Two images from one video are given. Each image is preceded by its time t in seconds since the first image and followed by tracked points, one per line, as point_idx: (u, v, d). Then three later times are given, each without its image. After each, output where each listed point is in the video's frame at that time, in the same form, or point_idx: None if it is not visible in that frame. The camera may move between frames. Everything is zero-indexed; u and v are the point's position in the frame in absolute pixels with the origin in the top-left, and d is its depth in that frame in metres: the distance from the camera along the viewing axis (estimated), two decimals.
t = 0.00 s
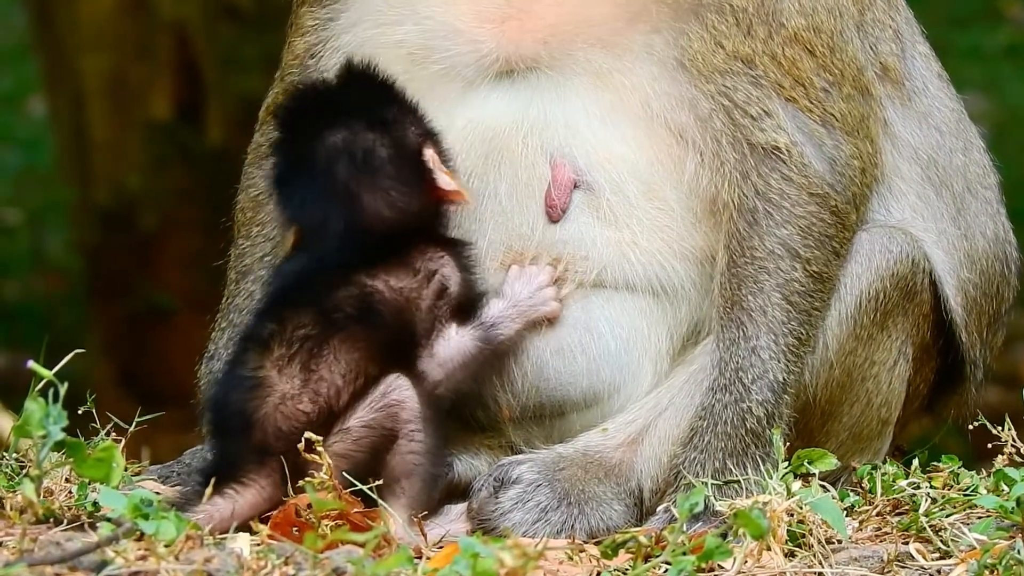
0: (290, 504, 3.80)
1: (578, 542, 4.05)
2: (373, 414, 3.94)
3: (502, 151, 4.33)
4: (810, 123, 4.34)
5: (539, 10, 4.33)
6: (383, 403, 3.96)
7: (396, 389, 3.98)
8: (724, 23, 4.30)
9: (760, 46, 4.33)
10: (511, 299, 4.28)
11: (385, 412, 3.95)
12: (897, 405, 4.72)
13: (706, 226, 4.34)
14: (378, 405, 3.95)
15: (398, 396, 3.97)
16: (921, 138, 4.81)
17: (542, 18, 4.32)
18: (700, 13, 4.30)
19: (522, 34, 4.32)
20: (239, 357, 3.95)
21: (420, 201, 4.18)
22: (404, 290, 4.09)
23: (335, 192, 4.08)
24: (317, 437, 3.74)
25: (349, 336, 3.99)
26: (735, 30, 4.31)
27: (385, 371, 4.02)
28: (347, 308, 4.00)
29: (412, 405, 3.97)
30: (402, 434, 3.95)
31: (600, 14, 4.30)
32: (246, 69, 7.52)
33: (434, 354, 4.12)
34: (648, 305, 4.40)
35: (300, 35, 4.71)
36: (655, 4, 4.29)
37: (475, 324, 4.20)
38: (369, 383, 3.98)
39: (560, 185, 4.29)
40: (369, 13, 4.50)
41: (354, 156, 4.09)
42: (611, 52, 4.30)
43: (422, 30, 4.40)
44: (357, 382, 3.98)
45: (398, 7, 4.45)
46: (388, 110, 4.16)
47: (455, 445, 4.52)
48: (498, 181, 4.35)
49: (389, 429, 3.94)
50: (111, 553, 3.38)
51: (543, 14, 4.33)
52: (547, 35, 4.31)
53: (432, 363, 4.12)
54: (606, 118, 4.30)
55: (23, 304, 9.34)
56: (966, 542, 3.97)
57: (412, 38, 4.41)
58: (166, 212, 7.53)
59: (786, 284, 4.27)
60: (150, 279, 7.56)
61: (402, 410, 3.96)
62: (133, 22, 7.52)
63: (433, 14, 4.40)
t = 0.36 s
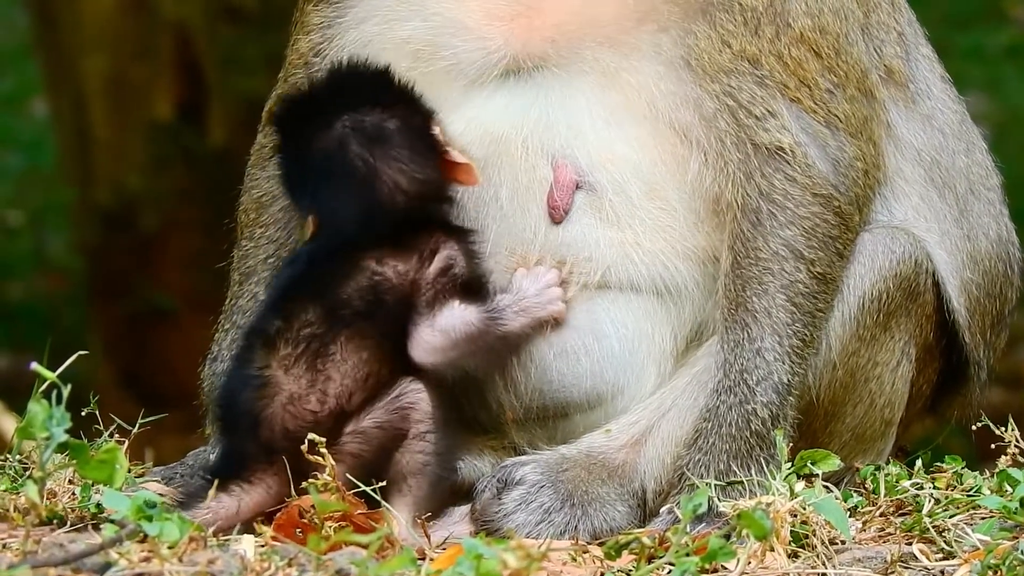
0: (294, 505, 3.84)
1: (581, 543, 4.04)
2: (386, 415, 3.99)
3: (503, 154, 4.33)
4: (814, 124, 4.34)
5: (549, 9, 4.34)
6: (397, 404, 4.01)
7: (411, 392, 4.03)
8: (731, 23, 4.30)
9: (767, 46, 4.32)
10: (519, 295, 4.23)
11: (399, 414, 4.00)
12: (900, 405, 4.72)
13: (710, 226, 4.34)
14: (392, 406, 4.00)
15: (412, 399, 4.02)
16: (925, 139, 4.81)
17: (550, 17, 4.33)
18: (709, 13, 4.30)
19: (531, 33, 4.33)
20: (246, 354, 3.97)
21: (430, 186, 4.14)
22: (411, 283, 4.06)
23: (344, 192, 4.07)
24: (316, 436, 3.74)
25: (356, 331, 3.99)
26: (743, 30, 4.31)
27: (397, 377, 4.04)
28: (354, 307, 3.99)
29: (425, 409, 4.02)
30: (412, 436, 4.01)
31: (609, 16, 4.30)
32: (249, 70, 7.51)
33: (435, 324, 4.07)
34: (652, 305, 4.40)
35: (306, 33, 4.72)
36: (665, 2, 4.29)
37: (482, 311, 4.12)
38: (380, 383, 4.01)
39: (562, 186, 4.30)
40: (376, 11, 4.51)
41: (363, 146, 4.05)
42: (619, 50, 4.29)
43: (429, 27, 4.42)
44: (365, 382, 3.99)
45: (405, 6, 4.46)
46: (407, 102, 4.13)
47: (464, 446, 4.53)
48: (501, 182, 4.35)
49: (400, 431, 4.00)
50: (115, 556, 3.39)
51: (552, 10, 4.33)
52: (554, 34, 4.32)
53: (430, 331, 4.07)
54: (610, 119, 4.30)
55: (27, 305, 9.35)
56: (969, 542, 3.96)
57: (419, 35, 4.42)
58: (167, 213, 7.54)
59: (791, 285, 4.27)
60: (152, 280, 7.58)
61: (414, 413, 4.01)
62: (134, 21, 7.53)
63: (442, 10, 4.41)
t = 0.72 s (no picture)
0: (299, 502, 3.86)
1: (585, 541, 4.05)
2: (392, 406, 4.04)
3: (517, 148, 4.34)
4: (820, 122, 4.34)
5: (556, 6, 4.34)
6: (403, 397, 4.06)
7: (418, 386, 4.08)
8: (737, 20, 4.29)
9: (773, 44, 4.32)
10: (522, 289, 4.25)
11: (404, 405, 4.05)
12: (906, 403, 4.72)
13: (716, 225, 4.33)
14: (398, 397, 4.05)
15: (417, 392, 4.06)
16: (931, 136, 4.81)
17: (556, 13, 4.33)
18: (715, 10, 4.29)
19: (537, 31, 4.33)
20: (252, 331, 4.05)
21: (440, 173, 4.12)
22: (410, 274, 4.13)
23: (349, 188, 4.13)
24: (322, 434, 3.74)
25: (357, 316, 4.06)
26: (749, 28, 4.30)
27: (401, 369, 4.10)
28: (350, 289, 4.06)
29: (431, 402, 4.06)
30: (416, 428, 4.03)
31: (614, 11, 4.29)
32: (255, 69, 7.45)
33: (425, 312, 4.11)
34: (661, 304, 4.39)
35: (312, 31, 4.71)
36: None
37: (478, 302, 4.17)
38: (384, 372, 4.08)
39: (572, 183, 4.29)
40: (382, 8, 4.51)
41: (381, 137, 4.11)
42: (627, 48, 4.29)
43: (437, 24, 4.42)
44: (368, 366, 4.07)
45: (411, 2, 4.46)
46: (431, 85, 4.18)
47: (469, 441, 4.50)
48: (512, 178, 4.36)
49: (404, 422, 4.04)
50: (120, 553, 3.39)
51: (557, 8, 4.33)
52: (562, 30, 4.31)
53: (421, 318, 4.11)
54: (618, 116, 4.30)
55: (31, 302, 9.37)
56: (974, 539, 3.97)
57: (427, 31, 4.42)
58: (171, 213, 7.48)
59: (796, 283, 4.27)
60: (156, 277, 7.54)
61: (419, 405, 4.05)
62: (139, 19, 7.61)
63: (448, 7, 4.41)
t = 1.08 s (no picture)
0: (303, 497, 3.85)
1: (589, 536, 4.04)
2: (386, 401, 4.12)
3: (515, 142, 4.34)
4: (823, 116, 4.34)
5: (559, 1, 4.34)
6: (395, 391, 4.14)
7: (410, 381, 4.16)
8: (741, 15, 4.30)
9: (776, 39, 4.33)
10: (511, 276, 4.31)
11: (396, 399, 4.12)
12: (909, 398, 4.72)
13: (719, 219, 4.33)
14: (391, 393, 4.13)
15: (409, 386, 4.15)
16: (935, 132, 4.81)
17: (560, 7, 4.33)
18: (719, 4, 4.29)
19: (541, 25, 4.33)
20: (232, 341, 4.04)
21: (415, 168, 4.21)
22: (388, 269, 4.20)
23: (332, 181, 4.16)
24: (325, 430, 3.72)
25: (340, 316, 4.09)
26: (752, 22, 4.31)
27: (389, 368, 4.19)
28: (328, 286, 4.08)
29: (424, 394, 4.14)
30: (413, 420, 4.11)
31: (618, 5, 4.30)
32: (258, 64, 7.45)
33: (412, 311, 4.21)
34: (662, 299, 4.39)
35: (317, 26, 4.74)
36: None
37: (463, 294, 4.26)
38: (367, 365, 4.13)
39: (573, 177, 4.30)
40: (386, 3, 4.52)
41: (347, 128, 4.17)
42: (629, 43, 4.30)
43: (439, 18, 4.42)
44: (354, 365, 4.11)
45: None
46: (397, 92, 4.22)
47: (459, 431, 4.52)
48: (511, 170, 4.36)
49: (400, 416, 4.11)
50: (123, 547, 3.36)
51: (561, 2, 4.34)
52: (566, 24, 4.31)
53: (407, 316, 4.21)
54: (620, 110, 4.30)
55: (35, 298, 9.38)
56: (977, 534, 3.98)
57: (429, 26, 4.43)
58: (175, 206, 7.50)
59: (800, 278, 4.27)
60: (161, 273, 7.56)
61: (413, 398, 4.13)
62: (145, 14, 7.61)
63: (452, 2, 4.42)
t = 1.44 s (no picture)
0: (305, 491, 3.85)
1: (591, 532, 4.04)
2: (369, 392, 4.05)
3: (514, 136, 4.33)
4: (826, 112, 4.34)
5: None
6: (380, 384, 4.07)
7: (395, 372, 4.09)
8: (744, 10, 4.31)
9: (779, 34, 4.33)
10: (494, 266, 4.28)
11: (381, 392, 4.05)
12: (911, 393, 4.72)
13: (721, 215, 4.33)
14: (375, 384, 4.06)
15: (395, 378, 4.08)
16: (937, 127, 4.81)
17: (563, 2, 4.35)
18: None
19: (544, 20, 4.34)
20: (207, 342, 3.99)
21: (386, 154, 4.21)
22: (361, 266, 4.12)
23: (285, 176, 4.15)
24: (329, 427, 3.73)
25: (304, 302, 4.03)
26: (755, 17, 4.31)
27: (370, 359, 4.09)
28: (300, 278, 4.03)
29: (410, 385, 4.07)
30: (401, 413, 4.04)
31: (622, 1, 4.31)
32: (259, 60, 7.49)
33: (385, 300, 4.13)
34: (663, 294, 4.38)
35: (319, 21, 4.75)
36: None
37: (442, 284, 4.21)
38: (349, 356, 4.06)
39: (572, 171, 4.28)
40: None
41: (295, 122, 4.17)
42: (631, 38, 4.31)
43: (440, 14, 4.42)
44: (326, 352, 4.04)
45: None
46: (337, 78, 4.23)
47: (457, 423, 4.54)
48: (507, 162, 4.34)
49: (385, 408, 4.04)
50: (126, 543, 3.36)
51: None
52: (568, 19, 4.33)
53: (379, 307, 4.13)
54: (623, 105, 4.30)
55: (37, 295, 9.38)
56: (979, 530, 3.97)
57: (431, 22, 4.43)
58: (179, 203, 7.51)
59: (803, 274, 4.27)
60: (162, 269, 7.56)
61: (399, 390, 4.06)
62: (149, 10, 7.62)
63: None
